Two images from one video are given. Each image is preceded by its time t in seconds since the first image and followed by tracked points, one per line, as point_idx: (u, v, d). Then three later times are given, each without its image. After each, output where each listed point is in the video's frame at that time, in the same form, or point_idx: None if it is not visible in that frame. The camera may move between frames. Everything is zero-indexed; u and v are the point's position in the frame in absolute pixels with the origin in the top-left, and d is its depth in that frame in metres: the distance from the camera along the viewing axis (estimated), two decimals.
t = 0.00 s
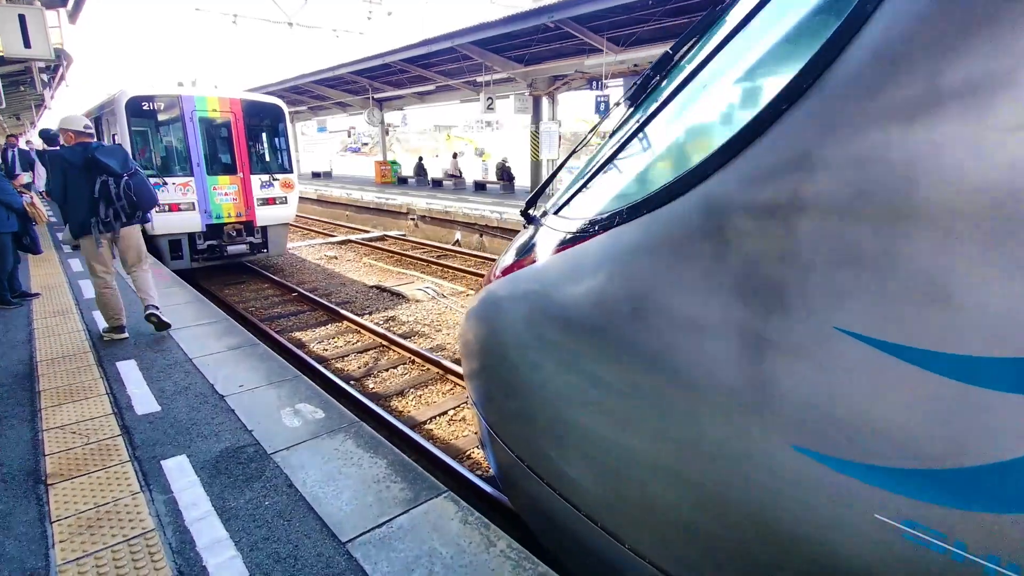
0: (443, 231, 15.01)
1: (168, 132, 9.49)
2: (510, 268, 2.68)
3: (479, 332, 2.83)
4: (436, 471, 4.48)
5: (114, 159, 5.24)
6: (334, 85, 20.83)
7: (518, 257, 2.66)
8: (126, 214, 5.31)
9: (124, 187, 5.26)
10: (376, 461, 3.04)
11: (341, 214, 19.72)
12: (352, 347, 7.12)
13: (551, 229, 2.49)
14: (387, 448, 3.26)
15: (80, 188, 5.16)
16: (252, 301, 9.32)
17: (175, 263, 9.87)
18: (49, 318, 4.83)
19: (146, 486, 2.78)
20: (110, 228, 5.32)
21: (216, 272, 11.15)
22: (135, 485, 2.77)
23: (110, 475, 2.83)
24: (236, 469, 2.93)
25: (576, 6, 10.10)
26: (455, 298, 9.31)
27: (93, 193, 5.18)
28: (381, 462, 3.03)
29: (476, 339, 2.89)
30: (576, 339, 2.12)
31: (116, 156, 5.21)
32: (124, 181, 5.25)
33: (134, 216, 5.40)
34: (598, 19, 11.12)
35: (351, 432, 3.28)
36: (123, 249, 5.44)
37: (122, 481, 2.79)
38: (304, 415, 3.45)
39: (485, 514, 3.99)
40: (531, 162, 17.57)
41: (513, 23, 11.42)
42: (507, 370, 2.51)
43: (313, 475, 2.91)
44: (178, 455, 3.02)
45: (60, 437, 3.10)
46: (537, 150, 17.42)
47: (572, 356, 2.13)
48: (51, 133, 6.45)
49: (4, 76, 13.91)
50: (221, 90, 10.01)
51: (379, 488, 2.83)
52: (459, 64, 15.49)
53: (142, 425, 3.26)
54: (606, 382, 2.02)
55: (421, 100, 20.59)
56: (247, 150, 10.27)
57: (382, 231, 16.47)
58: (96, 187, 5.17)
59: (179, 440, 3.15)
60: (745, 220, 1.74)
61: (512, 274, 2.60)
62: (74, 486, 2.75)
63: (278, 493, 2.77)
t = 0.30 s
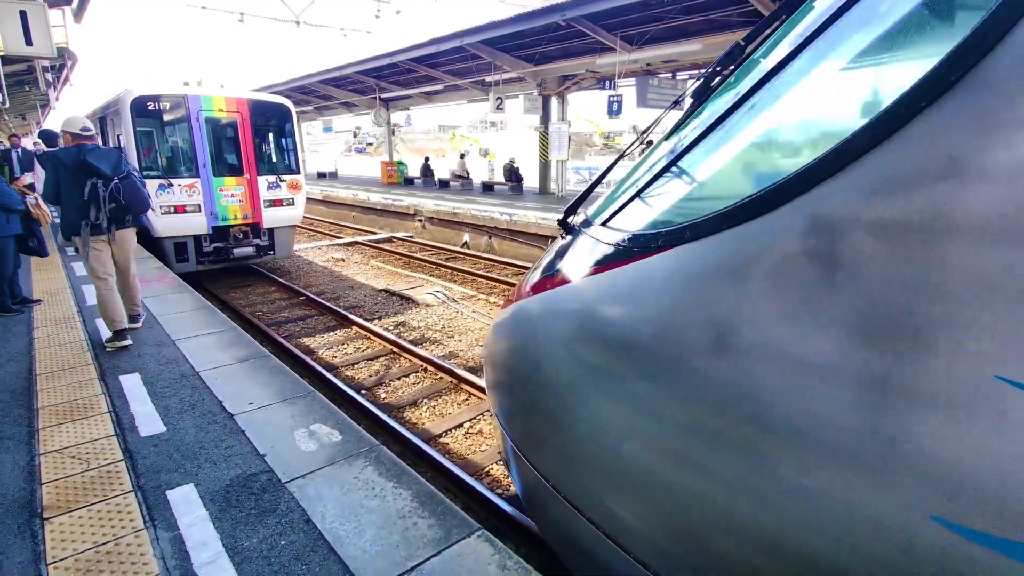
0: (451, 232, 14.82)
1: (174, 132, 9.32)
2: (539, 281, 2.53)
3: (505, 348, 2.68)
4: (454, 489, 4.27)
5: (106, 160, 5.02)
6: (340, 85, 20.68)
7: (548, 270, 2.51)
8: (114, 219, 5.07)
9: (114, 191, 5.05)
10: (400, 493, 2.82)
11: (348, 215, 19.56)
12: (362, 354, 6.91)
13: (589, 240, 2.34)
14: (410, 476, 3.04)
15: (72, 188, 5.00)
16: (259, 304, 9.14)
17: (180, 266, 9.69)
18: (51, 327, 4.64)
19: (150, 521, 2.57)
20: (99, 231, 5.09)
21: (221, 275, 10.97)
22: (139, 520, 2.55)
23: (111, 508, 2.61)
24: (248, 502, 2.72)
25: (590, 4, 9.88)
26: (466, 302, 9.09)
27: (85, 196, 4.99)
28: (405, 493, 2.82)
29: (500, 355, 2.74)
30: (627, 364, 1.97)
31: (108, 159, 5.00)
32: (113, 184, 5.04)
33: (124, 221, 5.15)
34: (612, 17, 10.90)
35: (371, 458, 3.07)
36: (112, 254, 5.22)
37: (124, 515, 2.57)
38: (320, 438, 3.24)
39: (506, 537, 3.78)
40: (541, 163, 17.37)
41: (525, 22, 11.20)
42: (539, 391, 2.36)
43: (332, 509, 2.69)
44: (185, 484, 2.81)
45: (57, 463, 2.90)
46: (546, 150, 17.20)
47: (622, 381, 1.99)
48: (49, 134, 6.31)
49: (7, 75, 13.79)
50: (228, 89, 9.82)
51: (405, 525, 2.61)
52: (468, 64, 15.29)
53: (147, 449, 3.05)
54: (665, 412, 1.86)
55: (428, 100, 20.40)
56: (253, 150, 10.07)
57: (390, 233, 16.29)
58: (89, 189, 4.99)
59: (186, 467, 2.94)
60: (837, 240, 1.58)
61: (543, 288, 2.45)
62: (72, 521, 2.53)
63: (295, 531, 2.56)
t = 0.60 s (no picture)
0: (464, 234, 14.66)
1: (186, 132, 9.21)
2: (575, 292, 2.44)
3: (528, 362, 2.56)
4: (478, 506, 4.06)
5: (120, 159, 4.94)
6: (352, 85, 20.61)
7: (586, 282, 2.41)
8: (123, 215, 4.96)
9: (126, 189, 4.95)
10: (434, 523, 2.62)
11: (359, 216, 19.46)
12: (377, 359, 6.73)
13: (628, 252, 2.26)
14: (443, 503, 2.84)
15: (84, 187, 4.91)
16: (271, 307, 9.01)
17: (192, 267, 9.58)
18: (61, 332, 4.49)
19: (164, 553, 2.37)
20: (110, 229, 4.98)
21: (233, 277, 10.85)
22: (152, 552, 2.36)
23: (122, 539, 2.42)
24: (270, 532, 2.52)
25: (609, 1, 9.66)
26: (482, 306, 8.91)
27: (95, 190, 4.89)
28: (442, 523, 2.63)
29: (523, 369, 2.64)
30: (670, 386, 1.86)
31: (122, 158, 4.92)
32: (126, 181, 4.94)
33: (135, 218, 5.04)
34: (630, 15, 10.68)
35: (400, 482, 2.87)
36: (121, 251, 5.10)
37: (136, 546, 2.38)
38: (343, 458, 3.05)
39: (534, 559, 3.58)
40: (554, 164, 17.17)
41: (540, 20, 10.99)
42: (569, 411, 2.25)
43: (362, 541, 2.49)
44: (202, 511, 2.62)
45: (66, 485, 2.72)
46: (559, 151, 17.01)
47: (666, 404, 1.87)
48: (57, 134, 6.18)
49: (20, 76, 13.77)
50: (241, 89, 9.70)
51: (442, 562, 2.41)
52: (480, 63, 15.12)
53: (160, 470, 2.87)
54: (727, 440, 1.73)
55: (439, 100, 20.27)
56: (266, 151, 9.93)
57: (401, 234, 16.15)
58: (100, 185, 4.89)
59: (203, 491, 2.75)
60: (925, 253, 1.45)
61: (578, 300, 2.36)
62: (79, 552, 2.34)
63: (323, 567, 2.35)
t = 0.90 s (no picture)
0: (473, 237, 14.50)
1: (195, 134, 9.06)
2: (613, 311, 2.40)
3: (558, 379, 2.50)
4: (499, 527, 3.87)
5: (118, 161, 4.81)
6: (360, 86, 20.48)
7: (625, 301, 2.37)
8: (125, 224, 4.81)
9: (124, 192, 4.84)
10: (469, 562, 2.44)
11: (366, 218, 19.32)
12: (389, 368, 6.55)
13: (669, 275, 2.24)
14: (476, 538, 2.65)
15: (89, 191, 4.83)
16: (280, 312, 8.86)
17: (199, 271, 9.43)
18: (67, 343, 4.32)
19: None
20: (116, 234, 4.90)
21: (241, 281, 10.71)
22: None
23: None
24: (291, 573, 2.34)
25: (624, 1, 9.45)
26: (495, 312, 8.73)
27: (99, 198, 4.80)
28: (477, 565, 2.43)
29: (549, 386, 2.57)
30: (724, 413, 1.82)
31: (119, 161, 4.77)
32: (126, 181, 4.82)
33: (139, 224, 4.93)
34: (644, 15, 10.47)
35: (429, 514, 2.68)
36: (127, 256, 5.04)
37: None
38: (367, 486, 2.87)
39: None
40: (563, 166, 16.99)
41: (552, 20, 10.80)
42: (607, 432, 2.20)
43: None
44: (217, 548, 2.44)
45: (69, 516, 2.54)
46: (569, 153, 16.83)
47: (721, 432, 1.83)
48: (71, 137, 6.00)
49: (27, 76, 13.67)
50: (250, 90, 9.55)
51: None
52: (490, 65, 14.95)
53: (170, 500, 2.69)
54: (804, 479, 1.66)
55: (447, 101, 20.11)
56: (275, 153, 9.77)
57: (409, 237, 16.01)
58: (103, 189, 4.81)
59: (217, 524, 2.57)
60: (1011, 296, 1.41)
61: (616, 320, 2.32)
62: None
63: None
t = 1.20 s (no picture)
0: (490, 239, 14.28)
1: (211, 133, 8.91)
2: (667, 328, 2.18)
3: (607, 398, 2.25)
4: (533, 553, 3.60)
5: (134, 156, 5.20)
6: (376, 86, 20.34)
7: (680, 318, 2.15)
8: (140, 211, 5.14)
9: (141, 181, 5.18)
10: None
11: (381, 218, 19.17)
12: (409, 375, 6.32)
13: (726, 301, 2.00)
14: None
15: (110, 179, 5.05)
16: (296, 315, 8.68)
17: (216, 272, 9.29)
18: (79, 348, 4.11)
19: None
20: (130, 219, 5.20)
21: (257, 282, 10.57)
22: None
23: None
24: None
25: None
26: (516, 316, 8.49)
27: (116, 186, 5.06)
28: None
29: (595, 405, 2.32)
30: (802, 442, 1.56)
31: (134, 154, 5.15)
32: (142, 172, 5.17)
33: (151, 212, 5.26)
34: (670, 11, 10.15)
35: (472, 558, 2.38)
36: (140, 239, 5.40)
37: None
38: (402, 522, 2.57)
39: None
40: (582, 167, 16.70)
41: (574, 17, 10.51)
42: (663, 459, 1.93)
43: None
44: None
45: (73, 552, 2.29)
46: (588, 153, 16.53)
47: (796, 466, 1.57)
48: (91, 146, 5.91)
49: (46, 75, 13.67)
50: (267, 88, 9.38)
51: None
52: (509, 63, 14.70)
53: (185, 535, 2.43)
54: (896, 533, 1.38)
55: (463, 101, 19.90)
56: (292, 152, 9.58)
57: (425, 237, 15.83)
58: (122, 176, 5.09)
59: (235, 565, 2.29)
60: None
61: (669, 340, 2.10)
62: None
63: None
